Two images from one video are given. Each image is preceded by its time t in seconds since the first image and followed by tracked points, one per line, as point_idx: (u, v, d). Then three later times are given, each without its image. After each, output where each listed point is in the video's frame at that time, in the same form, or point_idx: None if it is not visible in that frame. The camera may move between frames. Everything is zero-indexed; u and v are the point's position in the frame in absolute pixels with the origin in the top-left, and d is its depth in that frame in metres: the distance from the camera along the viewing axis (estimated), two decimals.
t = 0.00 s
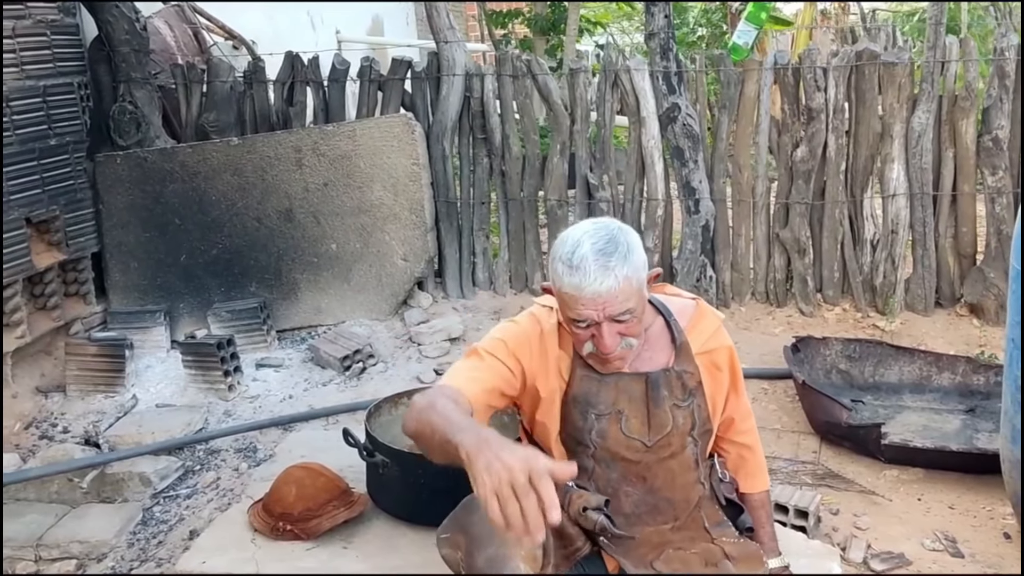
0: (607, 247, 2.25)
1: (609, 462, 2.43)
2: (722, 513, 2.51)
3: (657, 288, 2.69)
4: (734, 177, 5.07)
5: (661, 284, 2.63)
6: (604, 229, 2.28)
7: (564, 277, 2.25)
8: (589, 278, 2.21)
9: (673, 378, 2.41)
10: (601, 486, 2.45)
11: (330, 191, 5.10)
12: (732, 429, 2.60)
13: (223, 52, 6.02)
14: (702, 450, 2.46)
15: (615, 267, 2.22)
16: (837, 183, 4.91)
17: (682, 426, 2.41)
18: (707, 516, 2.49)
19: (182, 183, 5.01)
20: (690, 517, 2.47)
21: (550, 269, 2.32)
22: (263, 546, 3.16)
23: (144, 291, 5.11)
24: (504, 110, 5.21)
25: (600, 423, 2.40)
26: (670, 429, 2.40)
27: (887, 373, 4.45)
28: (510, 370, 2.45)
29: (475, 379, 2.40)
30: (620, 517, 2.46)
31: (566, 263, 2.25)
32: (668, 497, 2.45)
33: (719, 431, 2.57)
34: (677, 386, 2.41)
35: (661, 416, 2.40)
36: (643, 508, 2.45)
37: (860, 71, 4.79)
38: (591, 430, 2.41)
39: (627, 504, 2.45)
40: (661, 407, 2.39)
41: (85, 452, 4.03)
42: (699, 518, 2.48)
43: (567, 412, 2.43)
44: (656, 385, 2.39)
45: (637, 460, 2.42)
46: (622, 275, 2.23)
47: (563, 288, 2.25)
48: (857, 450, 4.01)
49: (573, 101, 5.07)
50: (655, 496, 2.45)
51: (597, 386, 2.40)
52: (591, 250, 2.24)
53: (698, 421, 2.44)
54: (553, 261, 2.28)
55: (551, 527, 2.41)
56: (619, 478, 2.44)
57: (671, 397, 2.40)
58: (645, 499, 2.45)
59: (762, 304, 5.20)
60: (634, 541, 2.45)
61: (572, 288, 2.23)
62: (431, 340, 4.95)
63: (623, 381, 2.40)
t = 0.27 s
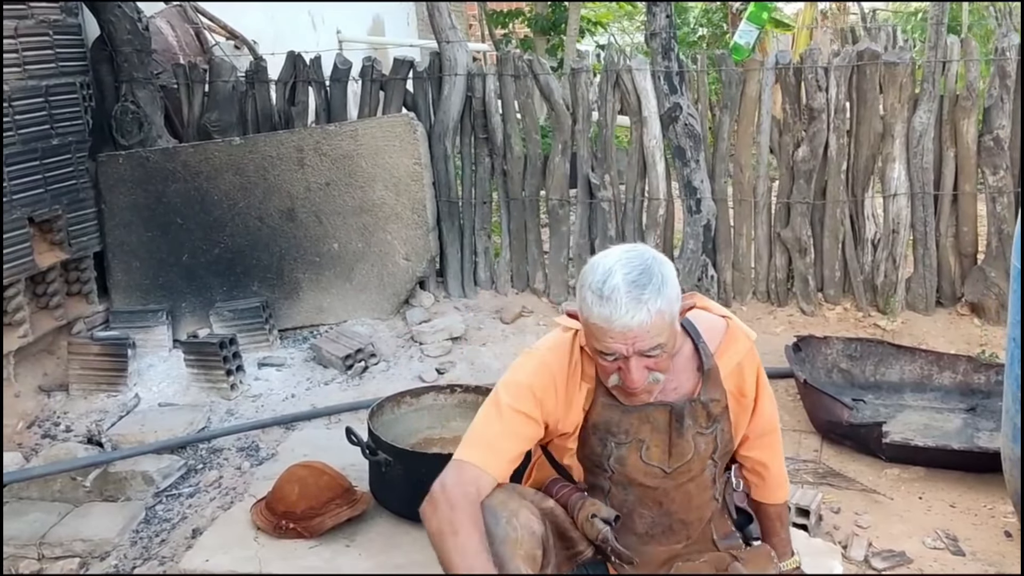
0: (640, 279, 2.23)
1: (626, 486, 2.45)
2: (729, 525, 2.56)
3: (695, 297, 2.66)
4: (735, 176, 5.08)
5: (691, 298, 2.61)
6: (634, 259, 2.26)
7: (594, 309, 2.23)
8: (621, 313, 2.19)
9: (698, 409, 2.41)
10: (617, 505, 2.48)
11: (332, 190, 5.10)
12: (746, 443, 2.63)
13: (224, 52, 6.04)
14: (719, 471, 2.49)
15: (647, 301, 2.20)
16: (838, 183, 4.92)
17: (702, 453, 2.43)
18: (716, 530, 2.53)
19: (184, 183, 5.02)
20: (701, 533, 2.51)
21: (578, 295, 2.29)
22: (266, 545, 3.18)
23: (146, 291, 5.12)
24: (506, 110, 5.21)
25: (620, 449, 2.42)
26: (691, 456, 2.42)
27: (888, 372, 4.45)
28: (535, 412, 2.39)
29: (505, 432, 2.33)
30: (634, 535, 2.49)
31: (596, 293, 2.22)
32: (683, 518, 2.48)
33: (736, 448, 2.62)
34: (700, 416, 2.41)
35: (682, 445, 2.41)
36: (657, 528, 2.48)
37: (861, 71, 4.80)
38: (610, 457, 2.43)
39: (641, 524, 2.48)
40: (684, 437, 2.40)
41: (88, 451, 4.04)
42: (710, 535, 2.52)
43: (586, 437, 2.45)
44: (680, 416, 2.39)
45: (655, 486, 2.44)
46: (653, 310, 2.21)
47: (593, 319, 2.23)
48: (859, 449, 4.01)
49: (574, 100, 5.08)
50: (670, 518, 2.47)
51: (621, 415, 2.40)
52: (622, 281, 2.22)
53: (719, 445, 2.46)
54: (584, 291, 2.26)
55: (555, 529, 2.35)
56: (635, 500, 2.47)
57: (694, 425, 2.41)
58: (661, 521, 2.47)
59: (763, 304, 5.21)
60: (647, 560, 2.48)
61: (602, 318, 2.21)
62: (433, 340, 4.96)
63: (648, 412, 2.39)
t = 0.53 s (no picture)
0: (668, 281, 2.23)
1: (625, 479, 2.48)
2: (726, 514, 2.60)
3: (709, 292, 2.68)
4: (733, 166, 5.08)
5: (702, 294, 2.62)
6: (664, 260, 2.26)
7: (618, 306, 2.24)
8: (645, 314, 2.20)
9: (702, 409, 2.39)
10: (616, 497, 2.51)
11: (330, 180, 5.10)
12: (749, 435, 2.61)
13: (222, 41, 6.03)
14: (719, 464, 2.51)
15: (672, 305, 2.22)
16: (835, 172, 4.92)
17: (703, 449, 2.44)
18: (713, 519, 2.57)
19: (182, 172, 5.02)
20: (698, 523, 2.55)
21: (602, 290, 2.29)
22: (262, 530, 3.19)
23: (144, 279, 5.12)
24: (504, 100, 5.21)
25: (619, 445, 2.44)
26: (691, 453, 2.43)
27: (885, 360, 4.46)
28: (536, 402, 2.40)
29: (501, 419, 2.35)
30: (630, 524, 2.53)
31: (623, 290, 2.22)
32: (680, 510, 2.51)
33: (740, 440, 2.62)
34: (704, 416, 2.40)
35: (683, 442, 2.41)
36: (654, 519, 2.52)
37: (859, 60, 4.80)
38: (609, 451, 2.45)
39: (638, 514, 2.52)
40: (685, 436, 2.40)
41: (86, 438, 4.04)
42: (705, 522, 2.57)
43: (586, 429, 2.47)
44: (682, 416, 2.37)
45: (654, 479, 2.46)
46: (677, 314, 2.23)
47: (616, 316, 2.24)
48: (855, 436, 4.02)
49: (572, 89, 5.08)
50: (667, 510, 2.51)
51: (622, 413, 2.41)
52: (650, 282, 2.22)
53: (721, 442, 2.46)
54: (609, 286, 2.26)
55: (547, 511, 2.38)
56: (634, 492, 2.49)
57: (697, 425, 2.40)
58: (658, 512, 2.51)
59: (760, 293, 5.21)
60: (643, 549, 2.52)
61: (626, 318, 2.22)
62: (431, 329, 4.96)
63: (651, 411, 2.39)
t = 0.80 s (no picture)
0: (665, 259, 2.24)
1: (618, 458, 2.50)
2: (723, 495, 2.61)
3: (704, 275, 2.70)
4: (735, 152, 5.08)
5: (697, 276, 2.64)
6: (662, 238, 2.27)
7: (615, 282, 2.25)
8: (641, 290, 2.21)
9: (691, 384, 2.44)
10: (611, 477, 2.53)
11: (331, 166, 5.11)
12: (744, 416, 2.64)
13: (223, 27, 6.02)
14: (713, 442, 2.53)
15: (668, 283, 2.22)
16: (837, 158, 4.92)
17: (695, 426, 2.46)
18: (710, 500, 2.59)
19: (184, 159, 5.02)
20: (694, 503, 2.58)
21: (599, 267, 2.30)
22: (266, 515, 3.21)
23: (146, 266, 5.13)
24: (505, 86, 5.21)
25: (612, 423, 2.45)
26: (683, 430, 2.45)
27: (886, 346, 4.47)
28: (535, 379, 2.42)
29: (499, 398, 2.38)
30: (626, 505, 2.56)
31: (620, 268, 2.24)
32: (675, 489, 2.54)
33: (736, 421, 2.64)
34: (694, 391, 2.44)
35: (675, 419, 2.44)
36: (650, 499, 2.55)
37: (861, 46, 4.79)
38: (602, 430, 2.46)
39: (633, 494, 2.54)
40: (676, 411, 2.43)
41: (89, 424, 4.06)
42: (702, 502, 2.59)
43: (578, 409, 2.49)
44: (672, 391, 2.41)
45: (647, 458, 2.49)
46: (673, 292, 2.23)
47: (612, 292, 2.25)
48: (856, 422, 4.03)
49: (573, 76, 5.08)
50: (662, 489, 2.54)
51: (613, 389, 2.43)
52: (647, 259, 2.24)
53: (714, 418, 2.49)
54: (607, 261, 2.27)
55: (541, 494, 2.40)
56: (628, 472, 2.52)
57: (688, 400, 2.44)
58: (653, 492, 2.54)
59: (761, 279, 5.22)
60: (639, 530, 2.56)
61: (622, 294, 2.23)
62: (433, 315, 4.97)
63: (642, 387, 2.42)
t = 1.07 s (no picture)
0: (660, 258, 2.25)
1: (620, 457, 2.51)
2: (726, 494, 2.63)
3: (702, 274, 2.71)
4: (736, 151, 5.09)
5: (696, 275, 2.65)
6: (656, 237, 2.29)
7: (611, 281, 2.26)
8: (636, 288, 2.22)
9: (692, 381, 2.45)
10: (613, 476, 2.54)
11: (333, 165, 5.12)
12: (744, 416, 2.64)
13: (225, 26, 6.03)
14: (714, 441, 2.54)
15: (663, 281, 2.23)
16: (839, 157, 4.93)
17: (696, 424, 2.48)
18: (713, 499, 2.60)
19: (187, 157, 5.03)
20: (697, 502, 2.59)
21: (595, 267, 2.31)
22: (271, 513, 3.22)
23: (149, 265, 5.14)
24: (507, 85, 5.22)
25: (613, 421, 2.46)
26: (684, 428, 2.47)
27: (887, 345, 4.48)
28: (534, 376, 2.44)
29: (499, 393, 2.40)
30: (628, 504, 2.57)
31: (616, 266, 2.25)
32: (677, 488, 2.55)
33: (736, 420, 2.64)
34: (694, 389, 2.45)
35: (675, 417, 2.45)
36: (652, 498, 2.56)
37: (862, 45, 4.80)
38: (603, 428, 2.47)
39: (636, 494, 2.55)
40: (677, 409, 2.44)
41: (93, 422, 4.07)
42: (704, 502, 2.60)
43: (579, 408, 2.50)
44: (672, 388, 2.42)
45: (649, 456, 2.50)
46: (668, 291, 2.24)
47: (608, 291, 2.26)
48: (858, 420, 4.04)
49: (575, 74, 5.09)
50: (665, 487, 2.55)
51: (613, 387, 2.44)
52: (642, 258, 2.25)
53: (715, 416, 2.50)
54: (603, 261, 2.28)
55: (543, 493, 2.43)
56: (630, 471, 2.53)
57: (688, 398, 2.45)
58: (655, 491, 2.55)
59: (763, 278, 5.23)
60: (642, 529, 2.58)
61: (618, 293, 2.24)
62: (435, 313, 4.98)
63: (643, 386, 2.43)
